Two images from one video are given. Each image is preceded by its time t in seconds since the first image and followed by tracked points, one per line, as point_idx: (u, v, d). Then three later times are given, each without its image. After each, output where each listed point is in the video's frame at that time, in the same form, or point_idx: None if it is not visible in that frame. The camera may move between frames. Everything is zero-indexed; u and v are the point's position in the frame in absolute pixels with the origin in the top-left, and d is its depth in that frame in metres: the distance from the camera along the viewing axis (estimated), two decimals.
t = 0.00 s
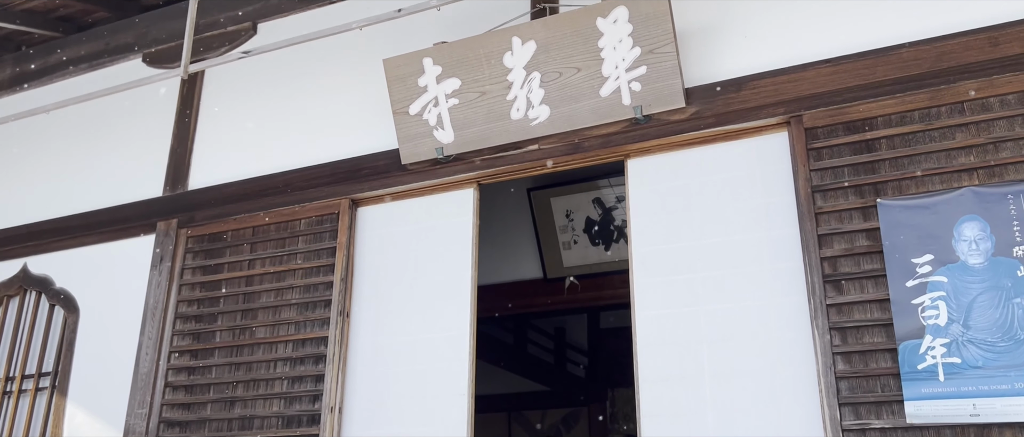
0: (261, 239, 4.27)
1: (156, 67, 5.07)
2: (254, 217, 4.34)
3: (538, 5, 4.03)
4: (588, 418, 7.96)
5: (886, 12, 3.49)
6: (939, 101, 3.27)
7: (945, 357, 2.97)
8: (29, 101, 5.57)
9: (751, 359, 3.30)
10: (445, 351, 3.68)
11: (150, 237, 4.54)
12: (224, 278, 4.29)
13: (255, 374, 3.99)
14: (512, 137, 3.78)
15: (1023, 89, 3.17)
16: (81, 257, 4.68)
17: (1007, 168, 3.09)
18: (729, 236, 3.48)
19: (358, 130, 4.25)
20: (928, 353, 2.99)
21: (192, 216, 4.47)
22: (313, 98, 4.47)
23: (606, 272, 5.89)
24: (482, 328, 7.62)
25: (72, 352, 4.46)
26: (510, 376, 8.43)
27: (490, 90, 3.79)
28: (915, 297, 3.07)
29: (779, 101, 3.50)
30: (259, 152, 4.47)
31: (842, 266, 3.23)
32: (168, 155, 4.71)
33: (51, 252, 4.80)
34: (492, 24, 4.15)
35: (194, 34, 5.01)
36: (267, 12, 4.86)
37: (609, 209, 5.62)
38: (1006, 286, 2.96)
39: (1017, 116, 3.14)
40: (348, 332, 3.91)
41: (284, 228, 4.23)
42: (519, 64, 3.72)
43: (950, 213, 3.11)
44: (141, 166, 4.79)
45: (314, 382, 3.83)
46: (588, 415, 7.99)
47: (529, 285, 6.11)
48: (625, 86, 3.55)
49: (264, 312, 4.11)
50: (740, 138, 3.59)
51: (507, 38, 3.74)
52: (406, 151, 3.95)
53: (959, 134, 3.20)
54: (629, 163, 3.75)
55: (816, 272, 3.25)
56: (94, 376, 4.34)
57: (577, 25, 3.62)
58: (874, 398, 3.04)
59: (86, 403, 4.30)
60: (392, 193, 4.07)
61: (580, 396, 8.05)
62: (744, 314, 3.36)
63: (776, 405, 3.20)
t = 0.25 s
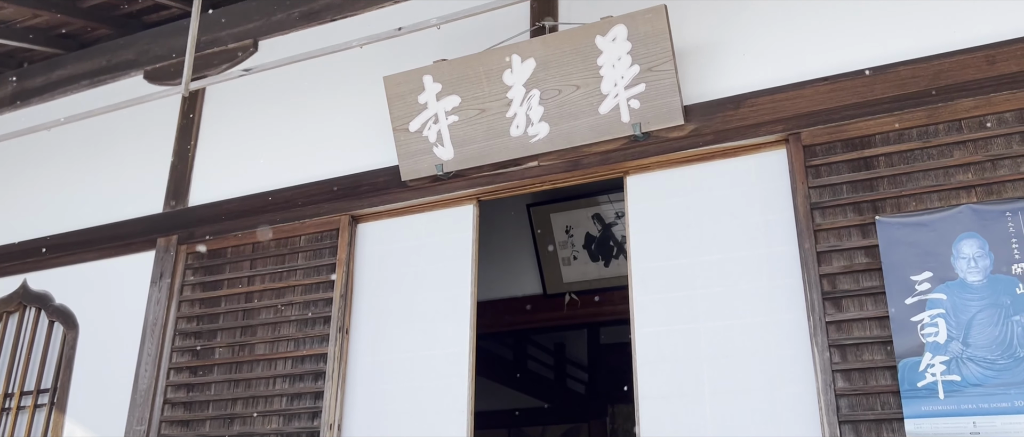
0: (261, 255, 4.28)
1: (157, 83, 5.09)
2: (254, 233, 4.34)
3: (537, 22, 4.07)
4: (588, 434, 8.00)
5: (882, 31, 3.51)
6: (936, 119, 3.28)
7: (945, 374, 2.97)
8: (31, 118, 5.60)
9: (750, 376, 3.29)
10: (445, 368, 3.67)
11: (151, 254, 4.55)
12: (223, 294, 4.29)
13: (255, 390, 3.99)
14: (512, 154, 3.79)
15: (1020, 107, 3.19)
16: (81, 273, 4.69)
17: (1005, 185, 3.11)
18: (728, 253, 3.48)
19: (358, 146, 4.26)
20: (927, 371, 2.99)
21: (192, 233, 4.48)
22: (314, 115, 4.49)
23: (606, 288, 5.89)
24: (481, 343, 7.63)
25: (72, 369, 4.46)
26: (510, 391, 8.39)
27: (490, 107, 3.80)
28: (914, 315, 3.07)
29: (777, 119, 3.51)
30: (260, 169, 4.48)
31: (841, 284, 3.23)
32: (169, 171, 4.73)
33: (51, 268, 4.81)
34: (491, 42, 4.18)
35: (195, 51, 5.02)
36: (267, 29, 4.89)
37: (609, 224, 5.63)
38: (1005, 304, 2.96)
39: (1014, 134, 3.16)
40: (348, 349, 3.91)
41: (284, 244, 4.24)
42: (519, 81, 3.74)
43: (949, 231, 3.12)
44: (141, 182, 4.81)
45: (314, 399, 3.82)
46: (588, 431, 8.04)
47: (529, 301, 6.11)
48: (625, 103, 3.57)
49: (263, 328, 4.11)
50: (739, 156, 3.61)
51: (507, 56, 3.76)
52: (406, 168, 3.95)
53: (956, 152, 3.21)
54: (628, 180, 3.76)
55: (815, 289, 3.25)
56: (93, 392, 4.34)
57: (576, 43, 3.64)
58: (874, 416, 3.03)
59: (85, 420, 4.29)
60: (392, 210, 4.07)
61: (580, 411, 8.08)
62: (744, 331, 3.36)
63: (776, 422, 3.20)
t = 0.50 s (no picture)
0: (261, 275, 4.28)
1: (158, 103, 5.12)
2: (254, 252, 4.35)
3: (537, 43, 4.12)
4: None
5: (879, 53, 3.53)
6: (934, 140, 3.29)
7: (945, 396, 2.96)
8: (32, 138, 5.62)
9: (750, 398, 3.28)
10: (444, 388, 3.67)
11: (151, 273, 4.55)
12: (223, 314, 4.29)
13: (253, 411, 3.98)
14: (512, 174, 3.80)
15: (1017, 129, 3.20)
16: (81, 293, 4.69)
17: (1003, 206, 3.11)
18: (728, 274, 3.48)
19: (358, 165, 4.28)
20: (928, 392, 2.98)
21: (192, 252, 4.48)
22: (314, 135, 4.51)
23: (606, 307, 5.88)
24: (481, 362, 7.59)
25: (70, 389, 4.45)
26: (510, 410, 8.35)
27: (489, 128, 3.82)
28: (914, 336, 3.06)
29: (776, 140, 3.53)
30: (260, 188, 4.50)
31: (840, 305, 3.23)
32: (170, 191, 4.74)
33: (51, 288, 4.81)
34: (491, 63, 4.21)
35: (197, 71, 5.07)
36: (268, 50, 4.93)
37: (609, 243, 5.63)
38: (1004, 325, 2.96)
39: (1012, 155, 3.17)
40: (347, 369, 3.91)
41: (284, 263, 4.24)
42: (519, 102, 3.76)
43: (948, 252, 3.12)
44: (142, 201, 4.82)
45: (313, 420, 3.82)
46: None
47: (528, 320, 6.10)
48: (624, 124, 3.58)
49: (263, 348, 4.10)
50: (738, 176, 3.62)
51: (507, 77, 3.79)
52: (406, 188, 3.96)
53: (955, 173, 3.22)
54: (628, 200, 3.77)
55: (815, 310, 3.25)
56: (92, 413, 4.33)
57: (575, 64, 3.67)
58: None
59: None
60: (392, 229, 4.08)
61: (580, 430, 8.07)
62: (744, 352, 3.35)
63: None
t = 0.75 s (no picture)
0: (261, 291, 4.28)
1: (159, 118, 5.14)
2: (254, 268, 4.35)
3: (537, 60, 4.16)
4: None
5: (877, 71, 3.55)
6: (933, 157, 3.30)
7: (945, 413, 2.96)
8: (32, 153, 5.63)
9: (750, 414, 3.28)
10: (444, 404, 3.66)
11: (150, 289, 4.55)
12: (223, 330, 4.29)
13: (253, 427, 3.98)
14: (512, 190, 3.81)
15: (1015, 146, 3.21)
16: (81, 308, 4.69)
17: (1002, 223, 3.12)
18: (727, 290, 3.49)
19: (358, 181, 4.30)
20: (928, 409, 2.97)
21: (192, 268, 4.48)
22: (315, 150, 4.52)
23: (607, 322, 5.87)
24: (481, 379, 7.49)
25: (70, 405, 4.45)
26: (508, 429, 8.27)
27: (489, 144, 3.83)
28: (914, 352, 3.06)
29: (775, 156, 3.54)
30: (261, 203, 4.50)
31: (840, 321, 3.23)
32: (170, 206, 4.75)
33: (50, 304, 4.81)
34: (491, 80, 4.23)
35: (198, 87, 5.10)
36: (269, 66, 4.96)
37: (609, 259, 5.63)
38: (1004, 342, 2.96)
39: (1010, 172, 3.18)
40: (347, 384, 3.90)
41: (284, 279, 4.24)
42: (519, 119, 3.78)
43: (947, 268, 3.12)
44: (142, 216, 4.83)
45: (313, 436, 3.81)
46: None
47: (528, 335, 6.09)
48: (623, 140, 3.60)
49: (262, 364, 4.10)
50: (737, 192, 3.62)
51: (506, 94, 3.80)
52: (407, 204, 3.98)
53: (953, 189, 3.23)
54: (628, 216, 3.78)
55: (814, 327, 3.25)
56: (91, 429, 4.32)
57: (575, 81, 3.68)
58: None
59: None
60: (392, 245, 4.08)
61: None
62: (744, 369, 3.35)
63: None
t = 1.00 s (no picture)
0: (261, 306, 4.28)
1: (160, 133, 5.16)
2: (254, 284, 4.35)
3: (537, 77, 4.17)
4: None
5: (876, 87, 3.56)
6: (932, 173, 3.31)
7: (947, 429, 2.95)
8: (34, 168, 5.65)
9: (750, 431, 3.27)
10: (444, 420, 3.66)
11: (150, 304, 4.55)
12: (223, 345, 4.29)
13: None
14: (512, 205, 3.82)
15: (1014, 162, 3.21)
16: (81, 324, 4.69)
17: (1001, 239, 3.12)
18: (727, 306, 3.49)
19: (358, 197, 4.31)
20: (929, 426, 2.97)
21: (192, 283, 4.49)
22: (315, 165, 4.54)
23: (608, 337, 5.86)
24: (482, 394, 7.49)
25: (70, 421, 4.44)
26: None
27: (489, 160, 3.84)
28: (914, 369, 3.06)
29: (774, 172, 3.54)
30: (262, 218, 4.51)
31: (840, 337, 3.23)
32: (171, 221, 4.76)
33: (51, 319, 4.82)
34: (491, 96, 4.25)
35: (199, 103, 5.12)
36: (271, 82, 4.98)
37: (609, 274, 5.67)
38: (1004, 358, 2.96)
39: (1010, 188, 3.18)
40: (346, 400, 3.90)
41: (284, 294, 4.24)
42: (519, 134, 3.79)
43: (947, 285, 3.12)
44: (143, 231, 4.84)
45: None
46: None
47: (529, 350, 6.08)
48: (623, 156, 3.61)
49: (262, 380, 4.10)
50: (737, 208, 3.63)
51: (506, 110, 3.82)
52: (407, 219, 3.98)
53: (953, 206, 3.24)
54: (628, 231, 3.78)
55: (814, 343, 3.25)
56: None
57: (575, 97, 3.70)
58: None
59: None
60: (392, 260, 4.09)
61: None
62: (744, 385, 3.35)
63: None
